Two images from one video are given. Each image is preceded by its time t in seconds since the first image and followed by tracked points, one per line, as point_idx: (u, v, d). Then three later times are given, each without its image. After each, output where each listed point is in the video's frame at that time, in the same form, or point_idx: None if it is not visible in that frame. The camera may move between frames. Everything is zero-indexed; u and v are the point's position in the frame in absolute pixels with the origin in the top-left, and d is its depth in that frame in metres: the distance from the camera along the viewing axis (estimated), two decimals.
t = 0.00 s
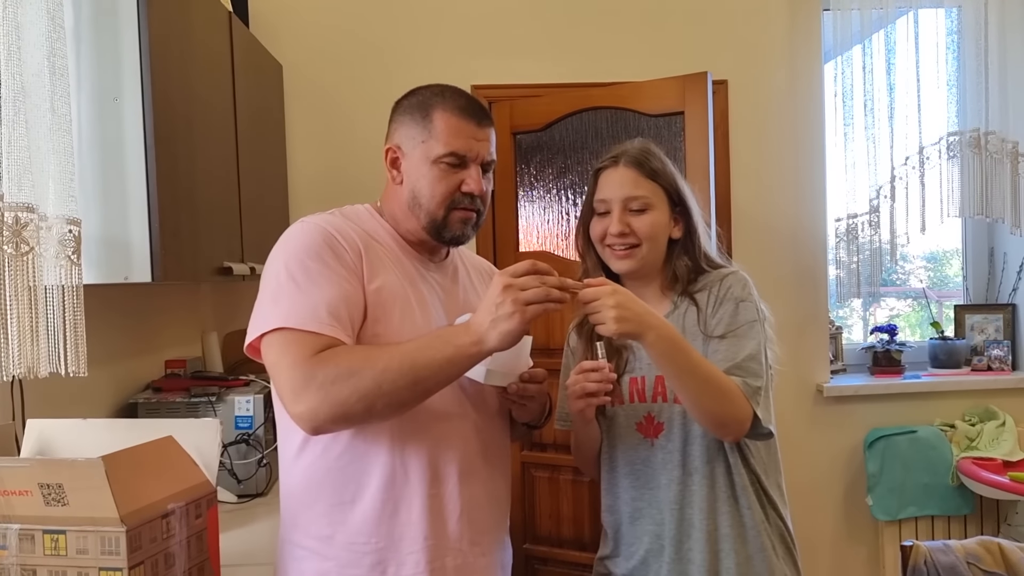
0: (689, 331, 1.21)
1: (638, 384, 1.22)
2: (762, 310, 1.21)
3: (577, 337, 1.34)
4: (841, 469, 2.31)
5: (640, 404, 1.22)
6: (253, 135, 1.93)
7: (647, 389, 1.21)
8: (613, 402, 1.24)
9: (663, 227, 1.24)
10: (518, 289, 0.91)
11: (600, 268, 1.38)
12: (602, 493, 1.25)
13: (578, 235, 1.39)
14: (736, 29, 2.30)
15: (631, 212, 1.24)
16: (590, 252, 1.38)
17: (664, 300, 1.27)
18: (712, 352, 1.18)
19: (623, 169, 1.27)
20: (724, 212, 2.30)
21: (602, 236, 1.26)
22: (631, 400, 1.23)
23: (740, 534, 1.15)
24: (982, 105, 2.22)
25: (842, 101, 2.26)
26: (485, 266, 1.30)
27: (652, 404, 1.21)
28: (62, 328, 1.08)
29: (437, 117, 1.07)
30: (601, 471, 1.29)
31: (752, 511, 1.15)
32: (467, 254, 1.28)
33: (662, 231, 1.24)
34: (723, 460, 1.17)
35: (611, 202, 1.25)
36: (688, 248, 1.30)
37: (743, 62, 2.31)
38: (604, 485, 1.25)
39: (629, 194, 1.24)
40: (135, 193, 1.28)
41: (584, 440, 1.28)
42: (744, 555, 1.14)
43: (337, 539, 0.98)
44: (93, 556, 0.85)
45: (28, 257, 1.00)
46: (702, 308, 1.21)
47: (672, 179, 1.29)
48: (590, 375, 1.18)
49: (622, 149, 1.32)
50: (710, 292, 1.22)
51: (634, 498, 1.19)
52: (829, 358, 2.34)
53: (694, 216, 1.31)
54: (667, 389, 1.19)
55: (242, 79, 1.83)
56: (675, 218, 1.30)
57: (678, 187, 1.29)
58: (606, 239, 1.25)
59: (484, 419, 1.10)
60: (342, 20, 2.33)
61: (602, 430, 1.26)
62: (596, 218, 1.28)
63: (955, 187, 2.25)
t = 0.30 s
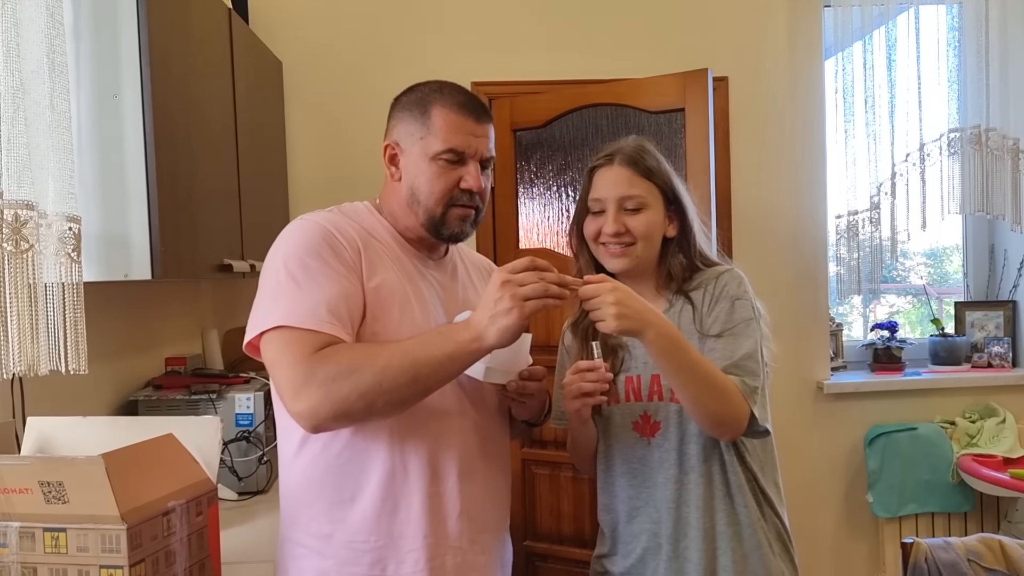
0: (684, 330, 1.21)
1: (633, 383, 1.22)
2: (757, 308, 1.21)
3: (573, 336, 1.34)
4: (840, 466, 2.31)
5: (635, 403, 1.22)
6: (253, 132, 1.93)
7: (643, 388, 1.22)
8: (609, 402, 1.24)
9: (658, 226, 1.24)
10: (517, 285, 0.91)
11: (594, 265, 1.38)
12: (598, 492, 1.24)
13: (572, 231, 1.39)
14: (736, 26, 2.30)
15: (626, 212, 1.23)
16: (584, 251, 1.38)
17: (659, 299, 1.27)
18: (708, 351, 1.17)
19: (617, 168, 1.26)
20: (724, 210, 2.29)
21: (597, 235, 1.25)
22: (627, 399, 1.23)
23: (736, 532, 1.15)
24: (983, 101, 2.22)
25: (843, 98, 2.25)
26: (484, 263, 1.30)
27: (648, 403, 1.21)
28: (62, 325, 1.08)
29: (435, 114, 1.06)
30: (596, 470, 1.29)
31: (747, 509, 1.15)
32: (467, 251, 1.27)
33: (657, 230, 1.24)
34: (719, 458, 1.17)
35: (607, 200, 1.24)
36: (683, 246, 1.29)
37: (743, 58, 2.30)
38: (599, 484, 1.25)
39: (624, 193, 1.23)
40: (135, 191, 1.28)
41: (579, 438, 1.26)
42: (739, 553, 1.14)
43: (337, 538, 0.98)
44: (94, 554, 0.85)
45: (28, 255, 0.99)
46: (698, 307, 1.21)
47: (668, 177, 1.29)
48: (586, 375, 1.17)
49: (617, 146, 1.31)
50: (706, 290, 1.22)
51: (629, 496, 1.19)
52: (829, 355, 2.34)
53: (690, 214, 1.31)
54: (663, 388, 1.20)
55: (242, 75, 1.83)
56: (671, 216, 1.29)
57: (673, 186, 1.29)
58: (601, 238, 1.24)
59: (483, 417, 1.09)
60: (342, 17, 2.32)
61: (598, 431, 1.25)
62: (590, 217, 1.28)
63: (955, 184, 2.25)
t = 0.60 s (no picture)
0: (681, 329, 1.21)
1: (629, 382, 1.22)
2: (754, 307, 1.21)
3: (568, 335, 1.34)
4: (840, 464, 2.31)
5: (631, 402, 1.22)
6: (252, 129, 1.92)
7: (638, 388, 1.22)
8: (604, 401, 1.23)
9: (654, 226, 1.24)
10: (515, 283, 0.91)
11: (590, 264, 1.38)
12: (593, 492, 1.24)
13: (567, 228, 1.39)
14: (736, 23, 2.29)
15: (621, 212, 1.23)
16: (579, 249, 1.38)
17: (655, 297, 1.27)
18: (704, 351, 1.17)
19: (612, 167, 1.25)
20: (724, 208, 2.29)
21: (592, 234, 1.25)
22: (622, 399, 1.22)
23: (732, 532, 1.14)
24: (984, 98, 2.21)
25: (843, 95, 2.25)
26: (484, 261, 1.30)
27: (644, 402, 1.21)
28: (61, 322, 1.07)
29: (432, 110, 1.06)
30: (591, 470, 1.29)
31: (743, 510, 1.14)
32: (466, 250, 1.27)
33: (652, 230, 1.24)
34: (715, 458, 1.16)
35: (602, 200, 1.24)
36: (679, 243, 1.29)
37: (743, 55, 2.29)
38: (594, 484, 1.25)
39: (619, 193, 1.23)
40: (135, 190, 1.27)
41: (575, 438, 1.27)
42: (735, 553, 1.14)
43: (336, 537, 0.98)
44: (94, 552, 0.85)
45: (27, 253, 0.99)
46: (694, 306, 1.21)
47: (663, 175, 1.28)
48: (581, 375, 1.18)
49: (612, 144, 1.30)
50: (702, 290, 1.22)
51: (623, 496, 1.19)
52: (829, 352, 2.34)
53: (686, 212, 1.30)
54: (659, 388, 1.20)
55: (241, 73, 1.82)
56: (666, 214, 1.29)
57: (669, 184, 1.28)
58: (596, 237, 1.24)
59: (481, 416, 1.09)
60: (341, 14, 2.32)
61: (593, 430, 1.25)
62: (585, 216, 1.28)
63: (956, 181, 2.24)
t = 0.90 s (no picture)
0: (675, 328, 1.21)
1: (622, 381, 1.22)
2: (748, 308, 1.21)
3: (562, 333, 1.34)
4: (838, 461, 2.32)
5: (625, 402, 1.22)
6: (250, 127, 1.92)
7: (632, 387, 1.21)
8: (597, 400, 1.24)
9: (647, 224, 1.24)
10: (511, 281, 0.91)
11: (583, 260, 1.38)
12: (586, 492, 1.25)
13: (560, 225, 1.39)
14: (734, 19, 2.29)
15: (614, 210, 1.23)
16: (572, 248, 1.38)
17: (650, 296, 1.27)
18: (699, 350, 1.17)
19: (605, 166, 1.25)
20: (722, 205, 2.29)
21: (585, 234, 1.25)
22: (616, 399, 1.22)
23: (724, 533, 1.15)
24: (982, 95, 2.21)
25: (841, 92, 2.27)
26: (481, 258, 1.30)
27: (637, 402, 1.21)
28: (59, 321, 1.08)
29: (429, 108, 1.06)
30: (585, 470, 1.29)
31: (736, 511, 1.14)
32: (464, 247, 1.27)
33: (645, 229, 1.24)
34: (709, 459, 1.17)
35: (595, 199, 1.23)
36: (674, 241, 1.29)
37: (742, 52, 2.29)
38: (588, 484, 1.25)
39: (611, 192, 1.22)
40: (132, 188, 1.27)
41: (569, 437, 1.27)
42: (728, 554, 1.14)
43: (333, 535, 0.98)
44: (90, 551, 0.85)
45: (24, 251, 0.99)
46: (689, 305, 1.21)
47: (656, 173, 1.28)
48: (566, 374, 1.17)
49: (603, 143, 1.30)
50: (697, 289, 1.22)
51: (615, 496, 1.20)
52: (827, 349, 2.34)
53: (680, 209, 1.30)
54: (652, 388, 1.20)
55: (239, 71, 1.82)
56: (659, 212, 1.29)
57: (662, 181, 1.28)
58: (589, 237, 1.24)
59: (478, 415, 1.09)
60: (338, 12, 2.32)
61: (587, 429, 1.25)
62: (578, 215, 1.27)
63: (954, 178, 2.25)
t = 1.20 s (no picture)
0: (669, 327, 1.21)
1: (614, 378, 1.23)
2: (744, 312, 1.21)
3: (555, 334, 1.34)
4: (834, 460, 2.32)
5: (616, 399, 1.22)
6: (246, 127, 1.93)
7: (623, 384, 1.22)
8: (589, 395, 1.24)
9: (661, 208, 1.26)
10: (501, 283, 0.91)
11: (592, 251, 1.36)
12: (577, 489, 1.26)
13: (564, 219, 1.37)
14: (731, 19, 2.29)
15: (635, 189, 1.25)
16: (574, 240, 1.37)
17: (646, 295, 1.27)
18: (692, 351, 1.17)
19: (621, 150, 1.28)
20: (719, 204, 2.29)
21: (602, 215, 1.24)
22: (607, 395, 1.23)
23: (715, 533, 1.15)
24: (978, 94, 2.21)
25: (837, 91, 2.28)
26: (473, 258, 1.30)
27: (628, 399, 1.21)
28: (52, 321, 1.08)
29: (420, 108, 1.06)
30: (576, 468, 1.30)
31: (726, 511, 1.15)
32: (457, 247, 1.27)
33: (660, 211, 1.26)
34: (698, 460, 1.17)
35: (618, 176, 1.24)
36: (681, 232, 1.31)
37: (738, 52, 2.29)
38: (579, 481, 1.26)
39: (631, 171, 1.25)
40: (125, 188, 1.27)
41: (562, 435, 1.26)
42: (718, 554, 1.14)
43: (324, 534, 0.98)
44: (81, 551, 0.86)
45: (16, 252, 1.00)
46: (685, 305, 1.21)
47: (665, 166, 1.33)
48: (548, 373, 1.17)
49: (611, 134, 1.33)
50: (694, 289, 1.22)
51: (605, 493, 1.21)
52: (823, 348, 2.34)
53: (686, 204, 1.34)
54: (643, 385, 1.20)
55: (233, 71, 1.82)
56: (669, 203, 1.31)
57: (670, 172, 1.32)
58: (609, 215, 1.23)
59: (470, 415, 1.10)
60: (334, 11, 2.32)
61: (578, 428, 1.26)
62: (593, 196, 1.27)
63: (950, 177, 2.24)
